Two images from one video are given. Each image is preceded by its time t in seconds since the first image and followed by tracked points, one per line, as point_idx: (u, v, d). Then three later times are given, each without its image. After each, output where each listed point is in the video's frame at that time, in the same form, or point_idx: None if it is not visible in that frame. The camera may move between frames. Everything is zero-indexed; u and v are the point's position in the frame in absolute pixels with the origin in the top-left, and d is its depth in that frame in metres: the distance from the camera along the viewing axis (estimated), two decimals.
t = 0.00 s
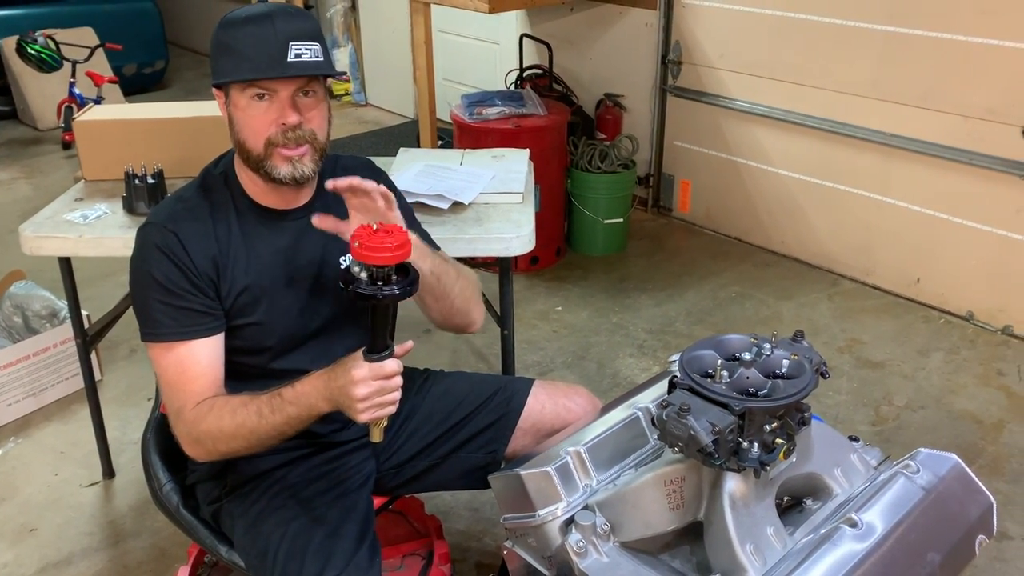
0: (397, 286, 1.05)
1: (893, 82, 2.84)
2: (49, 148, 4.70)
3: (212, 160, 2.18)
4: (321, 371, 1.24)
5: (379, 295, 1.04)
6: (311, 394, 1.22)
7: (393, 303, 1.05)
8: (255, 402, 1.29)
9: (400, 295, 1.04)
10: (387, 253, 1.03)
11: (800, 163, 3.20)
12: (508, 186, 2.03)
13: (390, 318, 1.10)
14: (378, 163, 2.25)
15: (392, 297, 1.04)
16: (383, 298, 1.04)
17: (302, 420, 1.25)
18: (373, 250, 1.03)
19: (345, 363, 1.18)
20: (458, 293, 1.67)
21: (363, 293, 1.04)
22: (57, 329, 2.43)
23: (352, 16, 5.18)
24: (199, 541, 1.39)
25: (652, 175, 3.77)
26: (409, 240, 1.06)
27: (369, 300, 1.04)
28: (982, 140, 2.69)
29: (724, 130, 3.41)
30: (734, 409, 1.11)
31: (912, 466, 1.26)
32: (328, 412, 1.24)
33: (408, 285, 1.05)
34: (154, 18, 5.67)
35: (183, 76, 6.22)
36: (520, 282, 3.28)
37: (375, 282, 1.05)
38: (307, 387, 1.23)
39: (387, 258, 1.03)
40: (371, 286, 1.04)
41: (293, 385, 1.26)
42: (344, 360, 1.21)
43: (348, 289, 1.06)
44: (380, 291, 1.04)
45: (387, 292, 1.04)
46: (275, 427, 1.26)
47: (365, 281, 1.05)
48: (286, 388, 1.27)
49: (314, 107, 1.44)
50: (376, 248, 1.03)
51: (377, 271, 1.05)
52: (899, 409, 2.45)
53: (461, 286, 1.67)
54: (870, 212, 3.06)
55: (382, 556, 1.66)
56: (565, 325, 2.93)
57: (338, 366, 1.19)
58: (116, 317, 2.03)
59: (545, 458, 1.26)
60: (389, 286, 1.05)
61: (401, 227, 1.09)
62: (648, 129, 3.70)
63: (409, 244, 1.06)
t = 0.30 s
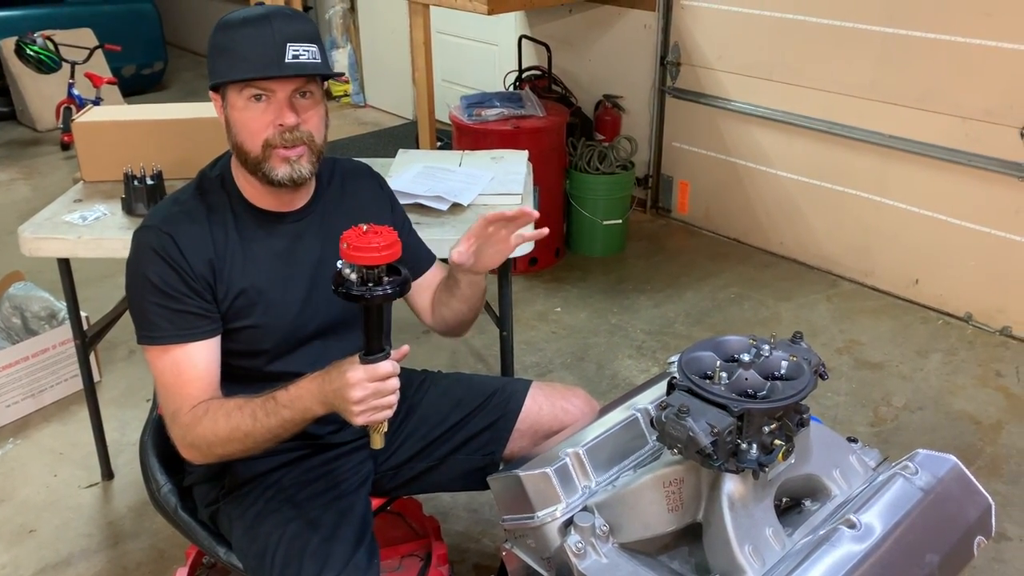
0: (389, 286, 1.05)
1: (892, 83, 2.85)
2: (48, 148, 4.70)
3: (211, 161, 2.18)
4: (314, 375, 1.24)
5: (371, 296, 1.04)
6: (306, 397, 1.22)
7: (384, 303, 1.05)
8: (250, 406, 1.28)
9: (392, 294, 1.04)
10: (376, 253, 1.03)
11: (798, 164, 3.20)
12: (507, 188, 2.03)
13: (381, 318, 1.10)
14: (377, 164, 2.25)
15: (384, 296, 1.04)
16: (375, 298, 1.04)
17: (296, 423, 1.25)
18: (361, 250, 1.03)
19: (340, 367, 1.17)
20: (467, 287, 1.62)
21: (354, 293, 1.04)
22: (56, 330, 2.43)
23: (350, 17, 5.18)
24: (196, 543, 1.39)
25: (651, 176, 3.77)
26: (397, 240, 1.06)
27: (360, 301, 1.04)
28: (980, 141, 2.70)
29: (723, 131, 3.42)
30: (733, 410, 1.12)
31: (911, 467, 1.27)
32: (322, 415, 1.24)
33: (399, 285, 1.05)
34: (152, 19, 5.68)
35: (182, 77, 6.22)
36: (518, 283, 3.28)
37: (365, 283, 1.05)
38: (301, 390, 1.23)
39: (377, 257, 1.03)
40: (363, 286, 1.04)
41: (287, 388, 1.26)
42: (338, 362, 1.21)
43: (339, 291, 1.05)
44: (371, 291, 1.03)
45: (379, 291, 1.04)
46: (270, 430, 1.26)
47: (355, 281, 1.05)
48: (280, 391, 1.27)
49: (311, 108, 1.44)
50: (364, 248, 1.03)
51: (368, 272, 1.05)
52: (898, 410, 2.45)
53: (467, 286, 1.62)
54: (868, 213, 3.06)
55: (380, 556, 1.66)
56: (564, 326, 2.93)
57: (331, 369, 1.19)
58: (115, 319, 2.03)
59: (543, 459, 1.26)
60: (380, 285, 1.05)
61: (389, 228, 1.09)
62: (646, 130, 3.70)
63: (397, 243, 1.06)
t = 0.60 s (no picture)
0: (392, 280, 1.05)
1: (891, 83, 2.85)
2: (46, 149, 4.70)
3: (210, 161, 2.17)
4: (316, 371, 1.24)
5: (374, 290, 1.04)
6: (308, 394, 1.22)
7: (387, 297, 1.05)
8: (252, 403, 1.28)
9: (394, 289, 1.04)
10: (378, 247, 1.03)
11: (797, 164, 3.20)
12: (506, 188, 2.03)
13: (384, 313, 1.10)
14: (376, 164, 2.25)
15: (386, 291, 1.04)
16: (378, 293, 1.03)
17: (298, 420, 1.25)
18: (364, 245, 1.03)
19: (342, 362, 1.17)
20: (462, 293, 1.62)
21: (357, 288, 1.04)
22: (55, 330, 2.43)
23: (349, 17, 5.18)
24: (196, 542, 1.39)
25: (649, 176, 3.77)
26: (399, 234, 1.06)
27: (364, 296, 1.04)
28: (979, 141, 2.70)
29: (721, 131, 3.42)
30: (733, 409, 1.11)
31: (910, 466, 1.27)
32: (324, 412, 1.24)
33: (400, 280, 1.05)
34: (151, 19, 5.67)
35: (181, 77, 6.21)
36: (517, 283, 3.28)
37: (368, 277, 1.04)
38: (304, 387, 1.23)
39: (380, 251, 1.03)
40: (365, 280, 1.04)
41: (289, 385, 1.26)
42: (339, 359, 1.21)
43: (341, 286, 1.05)
44: (374, 286, 1.03)
45: (382, 285, 1.03)
46: (273, 427, 1.26)
47: (358, 276, 1.05)
48: (282, 388, 1.27)
49: (312, 105, 1.44)
50: (366, 243, 1.03)
51: (370, 266, 1.05)
52: (897, 409, 2.45)
53: (463, 291, 1.61)
54: (867, 212, 3.06)
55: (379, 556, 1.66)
56: (563, 326, 2.93)
57: (333, 365, 1.19)
58: (114, 319, 2.03)
59: (542, 459, 1.26)
60: (381, 280, 1.05)
61: (391, 224, 1.10)
62: (645, 130, 3.70)
63: (400, 237, 1.06)
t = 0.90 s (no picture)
0: (389, 274, 1.04)
1: (890, 81, 2.84)
2: (44, 148, 4.69)
3: (209, 160, 2.17)
4: (315, 368, 1.24)
5: (371, 283, 1.03)
6: (307, 391, 1.22)
7: (384, 291, 1.04)
8: (251, 401, 1.28)
9: (393, 282, 1.04)
10: (376, 240, 1.03)
11: (796, 162, 3.20)
12: (505, 186, 2.03)
13: (382, 309, 1.10)
14: (375, 162, 2.25)
15: (384, 285, 1.03)
16: (375, 286, 1.03)
17: (297, 417, 1.25)
18: (361, 238, 1.03)
19: (341, 359, 1.17)
20: (461, 295, 1.61)
21: (354, 281, 1.03)
22: (52, 330, 2.42)
23: (348, 15, 5.17)
24: (195, 541, 1.39)
25: (649, 174, 3.77)
26: (397, 228, 1.06)
27: (361, 290, 1.03)
28: (978, 139, 2.69)
29: (720, 129, 3.41)
30: (731, 408, 1.11)
31: (909, 464, 1.26)
32: (323, 410, 1.23)
33: (399, 273, 1.05)
34: (149, 18, 5.67)
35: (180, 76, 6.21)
36: (516, 281, 3.28)
37: (366, 271, 1.04)
38: (302, 384, 1.23)
39: (377, 245, 1.03)
40: (362, 274, 1.03)
41: (287, 382, 1.26)
42: (338, 357, 1.20)
43: (339, 280, 1.05)
44: (372, 279, 1.03)
45: (379, 279, 1.03)
46: (272, 425, 1.26)
47: (355, 270, 1.04)
48: (280, 386, 1.27)
49: (316, 102, 1.44)
50: (364, 237, 1.03)
51: (369, 260, 1.05)
52: (896, 408, 2.45)
53: (461, 292, 1.61)
54: (866, 210, 3.06)
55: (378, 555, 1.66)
56: (562, 325, 2.93)
57: (331, 362, 1.19)
58: (112, 318, 2.03)
59: (541, 458, 1.26)
60: (379, 274, 1.04)
61: (389, 218, 1.09)
62: (644, 128, 3.70)
63: (398, 230, 1.05)
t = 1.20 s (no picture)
0: (392, 273, 1.04)
1: (890, 81, 2.84)
2: (44, 148, 4.69)
3: (209, 160, 2.17)
4: (317, 368, 1.24)
5: (374, 282, 1.03)
6: (309, 391, 1.22)
7: (387, 290, 1.04)
8: (253, 400, 1.28)
9: (395, 281, 1.04)
10: (379, 239, 1.03)
11: (797, 162, 3.20)
12: (506, 186, 2.03)
13: (385, 308, 1.10)
14: (375, 162, 2.24)
15: (387, 283, 1.03)
16: (378, 285, 1.03)
17: (299, 417, 1.25)
18: (364, 237, 1.02)
19: (343, 358, 1.17)
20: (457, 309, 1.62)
21: (358, 280, 1.03)
22: (52, 330, 2.42)
23: (348, 15, 5.17)
24: (195, 541, 1.39)
25: (649, 174, 3.77)
26: (399, 228, 1.06)
27: (365, 288, 1.03)
28: (979, 139, 2.69)
29: (721, 129, 3.41)
30: (732, 408, 1.11)
31: (910, 465, 1.26)
32: (325, 408, 1.23)
33: (401, 272, 1.04)
34: (149, 18, 5.66)
35: (180, 76, 6.21)
36: (517, 281, 3.28)
37: (369, 270, 1.04)
38: (304, 383, 1.23)
39: (380, 244, 1.03)
40: (366, 273, 1.03)
41: (289, 381, 1.26)
42: (340, 356, 1.20)
43: (342, 278, 1.05)
44: (375, 278, 1.03)
45: (382, 278, 1.03)
46: (274, 424, 1.26)
47: (358, 268, 1.04)
48: (282, 385, 1.27)
49: (318, 103, 1.43)
50: (367, 236, 1.03)
51: (371, 259, 1.05)
52: (897, 408, 2.45)
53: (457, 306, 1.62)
54: (867, 210, 3.06)
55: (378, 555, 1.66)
56: (563, 324, 2.93)
57: (334, 361, 1.19)
58: (112, 318, 2.03)
59: (541, 458, 1.26)
60: (382, 272, 1.04)
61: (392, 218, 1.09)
62: (644, 128, 3.70)
63: (401, 229, 1.05)
